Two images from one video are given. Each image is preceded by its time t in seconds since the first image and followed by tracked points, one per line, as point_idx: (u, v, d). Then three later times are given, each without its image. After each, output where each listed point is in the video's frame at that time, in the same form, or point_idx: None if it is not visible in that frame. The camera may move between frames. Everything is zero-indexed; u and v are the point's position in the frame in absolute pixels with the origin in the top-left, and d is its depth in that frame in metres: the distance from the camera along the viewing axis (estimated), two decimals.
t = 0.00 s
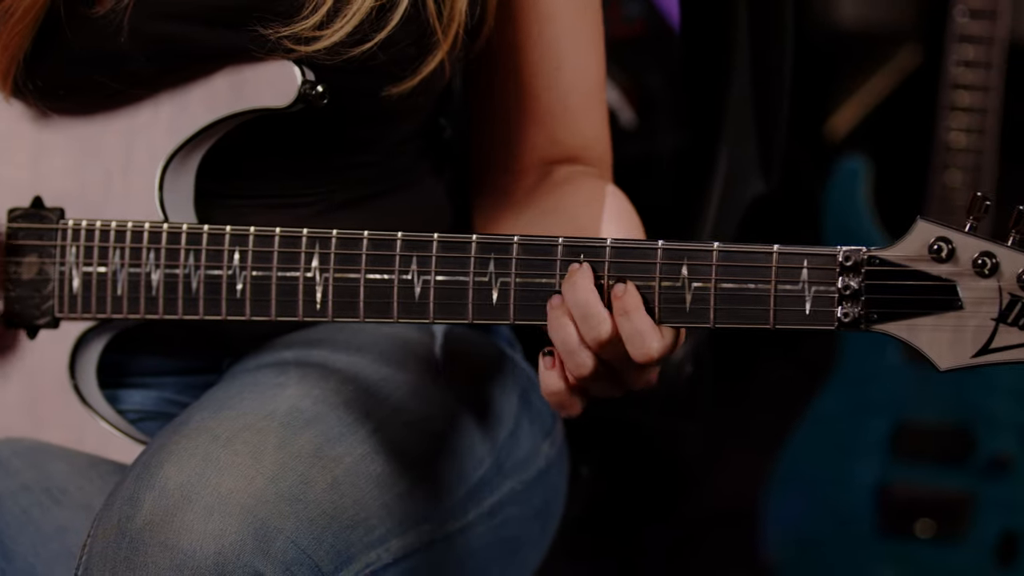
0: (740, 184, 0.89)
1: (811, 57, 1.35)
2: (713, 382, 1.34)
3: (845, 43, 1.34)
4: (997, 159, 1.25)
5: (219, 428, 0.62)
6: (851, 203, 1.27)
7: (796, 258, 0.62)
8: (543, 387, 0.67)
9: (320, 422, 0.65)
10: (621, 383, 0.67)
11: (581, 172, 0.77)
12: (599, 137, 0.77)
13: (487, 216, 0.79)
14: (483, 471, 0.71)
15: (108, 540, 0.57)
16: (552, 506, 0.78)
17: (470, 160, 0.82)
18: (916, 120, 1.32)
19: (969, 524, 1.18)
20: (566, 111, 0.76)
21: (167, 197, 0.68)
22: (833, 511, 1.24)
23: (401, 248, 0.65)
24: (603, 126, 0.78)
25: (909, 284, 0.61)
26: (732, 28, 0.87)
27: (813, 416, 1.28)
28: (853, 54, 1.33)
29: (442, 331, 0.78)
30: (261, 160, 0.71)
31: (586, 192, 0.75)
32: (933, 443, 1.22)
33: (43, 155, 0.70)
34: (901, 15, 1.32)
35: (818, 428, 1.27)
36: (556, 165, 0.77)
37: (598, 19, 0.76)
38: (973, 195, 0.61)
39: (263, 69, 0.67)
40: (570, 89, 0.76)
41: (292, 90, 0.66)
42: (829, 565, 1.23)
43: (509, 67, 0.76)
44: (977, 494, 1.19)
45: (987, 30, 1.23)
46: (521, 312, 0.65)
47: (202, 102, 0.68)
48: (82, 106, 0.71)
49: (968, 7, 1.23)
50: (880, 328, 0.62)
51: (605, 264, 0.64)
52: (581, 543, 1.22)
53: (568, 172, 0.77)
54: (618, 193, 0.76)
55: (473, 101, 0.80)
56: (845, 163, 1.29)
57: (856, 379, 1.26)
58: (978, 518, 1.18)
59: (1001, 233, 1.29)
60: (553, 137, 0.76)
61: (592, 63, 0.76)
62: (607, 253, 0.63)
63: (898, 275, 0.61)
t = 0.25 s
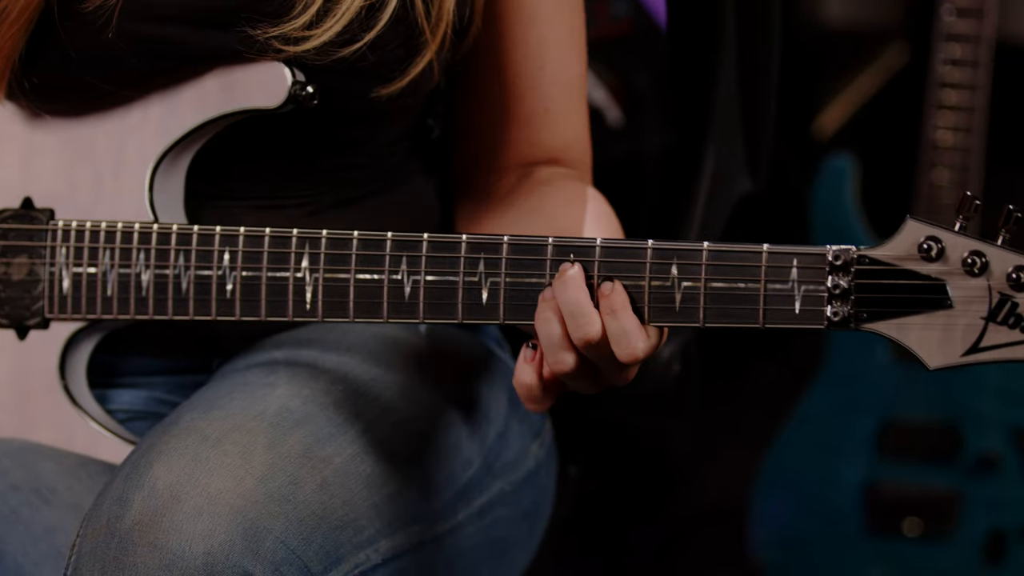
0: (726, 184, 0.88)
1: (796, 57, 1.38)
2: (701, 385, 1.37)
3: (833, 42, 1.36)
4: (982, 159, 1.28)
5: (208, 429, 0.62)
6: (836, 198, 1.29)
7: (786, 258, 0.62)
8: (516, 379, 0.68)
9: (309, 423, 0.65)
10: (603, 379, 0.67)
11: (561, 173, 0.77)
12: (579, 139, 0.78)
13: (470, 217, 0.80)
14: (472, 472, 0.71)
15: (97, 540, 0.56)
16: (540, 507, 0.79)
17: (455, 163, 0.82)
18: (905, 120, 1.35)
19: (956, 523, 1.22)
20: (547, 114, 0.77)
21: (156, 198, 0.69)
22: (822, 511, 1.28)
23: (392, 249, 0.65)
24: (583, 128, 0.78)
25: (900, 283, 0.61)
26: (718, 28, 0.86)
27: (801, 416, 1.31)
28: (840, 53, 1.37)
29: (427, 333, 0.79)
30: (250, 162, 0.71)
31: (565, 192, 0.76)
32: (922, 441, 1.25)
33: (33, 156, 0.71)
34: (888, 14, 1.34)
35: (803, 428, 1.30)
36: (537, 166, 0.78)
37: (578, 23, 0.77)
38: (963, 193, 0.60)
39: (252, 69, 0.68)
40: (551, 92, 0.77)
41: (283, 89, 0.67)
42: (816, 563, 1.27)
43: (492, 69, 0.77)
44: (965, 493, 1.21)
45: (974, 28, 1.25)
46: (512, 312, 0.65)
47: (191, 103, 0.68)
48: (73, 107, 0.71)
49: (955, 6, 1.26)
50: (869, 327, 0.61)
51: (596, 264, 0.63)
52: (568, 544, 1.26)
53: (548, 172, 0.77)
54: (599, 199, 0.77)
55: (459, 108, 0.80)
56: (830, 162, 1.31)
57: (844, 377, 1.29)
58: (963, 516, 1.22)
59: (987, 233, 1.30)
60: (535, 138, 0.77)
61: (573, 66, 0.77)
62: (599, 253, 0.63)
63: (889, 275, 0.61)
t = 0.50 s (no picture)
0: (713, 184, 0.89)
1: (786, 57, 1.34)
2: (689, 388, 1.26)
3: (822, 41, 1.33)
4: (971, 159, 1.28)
5: (192, 428, 0.62)
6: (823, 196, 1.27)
7: (772, 253, 0.61)
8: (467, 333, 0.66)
9: (294, 421, 0.64)
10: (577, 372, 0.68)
11: (552, 178, 0.77)
12: (570, 144, 0.78)
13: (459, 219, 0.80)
14: (458, 470, 0.71)
15: (80, 539, 0.56)
16: (526, 505, 0.79)
17: (441, 160, 0.82)
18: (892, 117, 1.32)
19: (944, 521, 1.19)
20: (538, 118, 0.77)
21: (144, 196, 0.68)
22: (809, 512, 1.25)
23: (378, 245, 0.65)
24: (574, 133, 0.79)
25: (886, 278, 0.60)
26: (705, 25, 0.87)
27: (791, 416, 1.27)
28: (831, 51, 1.33)
29: (417, 329, 0.79)
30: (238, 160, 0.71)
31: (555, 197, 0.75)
32: (908, 440, 1.22)
33: (19, 156, 0.70)
34: (876, 12, 1.31)
35: (793, 426, 1.27)
36: (527, 170, 0.78)
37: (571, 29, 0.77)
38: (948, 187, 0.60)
39: (240, 67, 0.67)
40: (542, 96, 0.77)
41: (270, 87, 0.67)
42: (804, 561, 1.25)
43: (479, 65, 0.77)
44: (951, 490, 1.19)
45: (960, 27, 1.24)
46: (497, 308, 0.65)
47: (178, 102, 0.68)
48: (60, 107, 0.71)
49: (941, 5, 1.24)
50: (856, 322, 0.61)
51: (581, 259, 0.63)
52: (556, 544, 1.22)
53: (539, 177, 0.77)
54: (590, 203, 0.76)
55: (448, 105, 0.80)
56: (818, 160, 1.29)
57: (830, 378, 1.26)
58: (953, 515, 1.19)
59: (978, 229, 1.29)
60: (526, 142, 0.78)
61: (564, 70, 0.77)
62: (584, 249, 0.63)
63: (875, 269, 0.60)
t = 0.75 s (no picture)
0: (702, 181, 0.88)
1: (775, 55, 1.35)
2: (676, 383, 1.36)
3: (809, 39, 1.36)
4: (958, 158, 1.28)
5: (179, 428, 0.62)
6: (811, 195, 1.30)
7: (757, 244, 0.61)
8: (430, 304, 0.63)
9: (280, 421, 0.64)
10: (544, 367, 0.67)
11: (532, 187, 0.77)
12: (552, 153, 0.78)
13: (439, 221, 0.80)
14: (445, 469, 0.71)
15: (66, 540, 0.56)
16: (514, 505, 0.79)
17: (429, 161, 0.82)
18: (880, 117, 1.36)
19: (933, 519, 1.22)
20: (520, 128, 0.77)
21: (127, 193, 0.68)
22: (798, 508, 1.29)
23: (362, 238, 0.64)
24: (556, 140, 0.78)
25: (870, 267, 0.60)
26: (692, 27, 0.87)
27: (778, 409, 1.33)
28: (817, 50, 1.37)
29: (404, 328, 0.78)
30: (222, 157, 0.70)
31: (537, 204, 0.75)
32: (898, 438, 1.28)
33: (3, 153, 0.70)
34: (863, 11, 1.35)
35: (781, 424, 1.32)
36: (507, 178, 0.78)
37: (555, 36, 0.77)
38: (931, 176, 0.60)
39: (222, 63, 0.67)
40: (525, 105, 0.77)
41: (252, 85, 0.67)
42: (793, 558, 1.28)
43: (463, 64, 0.77)
44: (940, 489, 1.22)
45: (948, 26, 1.26)
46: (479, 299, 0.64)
47: (162, 98, 0.68)
48: (44, 102, 0.70)
49: (929, 4, 1.26)
50: (841, 312, 0.61)
51: (565, 250, 0.62)
52: (543, 543, 1.17)
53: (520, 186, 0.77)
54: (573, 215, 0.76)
55: (435, 108, 0.80)
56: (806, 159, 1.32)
57: (818, 373, 1.32)
58: (939, 512, 1.22)
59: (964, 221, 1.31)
60: (509, 150, 0.77)
61: (547, 78, 0.77)
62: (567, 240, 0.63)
63: (859, 259, 0.60)
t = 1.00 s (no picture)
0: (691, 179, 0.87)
1: (764, 53, 1.35)
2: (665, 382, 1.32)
3: (798, 39, 1.36)
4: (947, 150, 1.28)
5: (173, 426, 0.62)
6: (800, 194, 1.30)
7: (751, 243, 0.61)
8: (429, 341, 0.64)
9: (273, 419, 0.64)
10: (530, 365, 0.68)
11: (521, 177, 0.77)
12: (542, 145, 0.78)
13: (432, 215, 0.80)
14: (437, 468, 0.71)
15: (61, 539, 0.56)
16: (504, 505, 0.79)
17: (418, 158, 0.81)
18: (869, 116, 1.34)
19: (923, 519, 1.23)
20: (509, 120, 0.77)
21: (119, 191, 0.68)
22: (788, 509, 1.29)
23: (356, 239, 0.64)
24: (547, 134, 0.78)
25: (864, 267, 0.60)
26: (682, 22, 0.86)
27: (768, 412, 1.32)
28: (808, 49, 1.36)
29: (394, 327, 0.79)
30: (214, 155, 0.70)
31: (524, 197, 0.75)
32: (887, 438, 1.28)
33: None
34: (854, 11, 1.35)
35: (774, 423, 1.31)
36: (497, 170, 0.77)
37: (545, 31, 0.78)
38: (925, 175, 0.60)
39: (213, 61, 0.67)
40: (516, 98, 0.77)
41: (244, 82, 0.66)
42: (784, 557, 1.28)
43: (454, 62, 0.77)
44: (929, 489, 1.24)
45: (938, 25, 1.25)
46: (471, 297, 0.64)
47: (153, 96, 0.68)
48: (35, 100, 0.70)
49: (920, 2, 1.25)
50: (835, 312, 0.61)
51: (559, 250, 0.63)
52: (534, 543, 1.26)
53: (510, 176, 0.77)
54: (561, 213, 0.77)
55: (425, 106, 0.80)
56: (795, 159, 1.32)
57: (806, 375, 1.31)
58: (930, 510, 1.23)
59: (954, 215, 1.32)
60: (499, 141, 0.77)
61: (536, 71, 0.77)
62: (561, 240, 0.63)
63: (853, 258, 0.60)
